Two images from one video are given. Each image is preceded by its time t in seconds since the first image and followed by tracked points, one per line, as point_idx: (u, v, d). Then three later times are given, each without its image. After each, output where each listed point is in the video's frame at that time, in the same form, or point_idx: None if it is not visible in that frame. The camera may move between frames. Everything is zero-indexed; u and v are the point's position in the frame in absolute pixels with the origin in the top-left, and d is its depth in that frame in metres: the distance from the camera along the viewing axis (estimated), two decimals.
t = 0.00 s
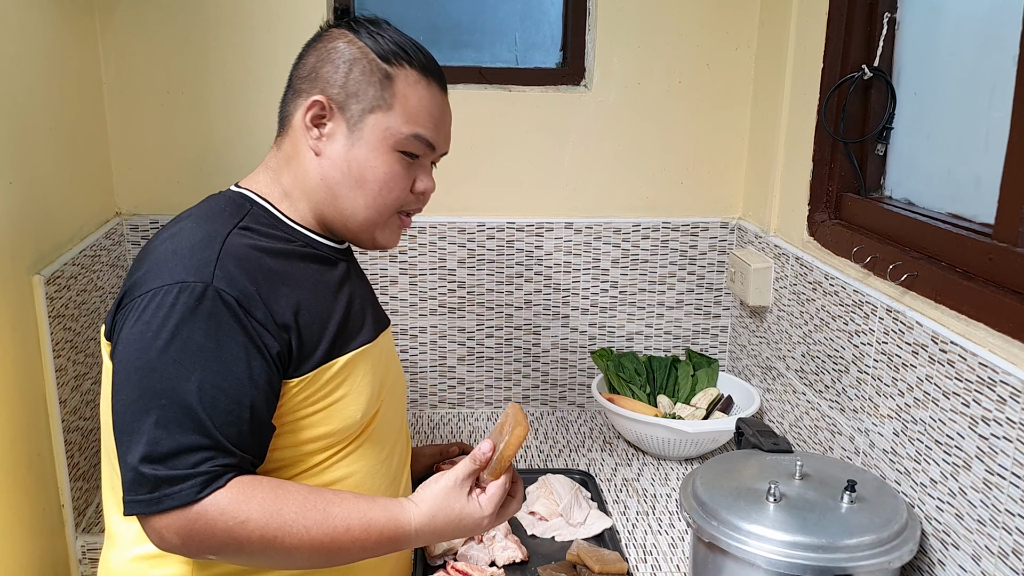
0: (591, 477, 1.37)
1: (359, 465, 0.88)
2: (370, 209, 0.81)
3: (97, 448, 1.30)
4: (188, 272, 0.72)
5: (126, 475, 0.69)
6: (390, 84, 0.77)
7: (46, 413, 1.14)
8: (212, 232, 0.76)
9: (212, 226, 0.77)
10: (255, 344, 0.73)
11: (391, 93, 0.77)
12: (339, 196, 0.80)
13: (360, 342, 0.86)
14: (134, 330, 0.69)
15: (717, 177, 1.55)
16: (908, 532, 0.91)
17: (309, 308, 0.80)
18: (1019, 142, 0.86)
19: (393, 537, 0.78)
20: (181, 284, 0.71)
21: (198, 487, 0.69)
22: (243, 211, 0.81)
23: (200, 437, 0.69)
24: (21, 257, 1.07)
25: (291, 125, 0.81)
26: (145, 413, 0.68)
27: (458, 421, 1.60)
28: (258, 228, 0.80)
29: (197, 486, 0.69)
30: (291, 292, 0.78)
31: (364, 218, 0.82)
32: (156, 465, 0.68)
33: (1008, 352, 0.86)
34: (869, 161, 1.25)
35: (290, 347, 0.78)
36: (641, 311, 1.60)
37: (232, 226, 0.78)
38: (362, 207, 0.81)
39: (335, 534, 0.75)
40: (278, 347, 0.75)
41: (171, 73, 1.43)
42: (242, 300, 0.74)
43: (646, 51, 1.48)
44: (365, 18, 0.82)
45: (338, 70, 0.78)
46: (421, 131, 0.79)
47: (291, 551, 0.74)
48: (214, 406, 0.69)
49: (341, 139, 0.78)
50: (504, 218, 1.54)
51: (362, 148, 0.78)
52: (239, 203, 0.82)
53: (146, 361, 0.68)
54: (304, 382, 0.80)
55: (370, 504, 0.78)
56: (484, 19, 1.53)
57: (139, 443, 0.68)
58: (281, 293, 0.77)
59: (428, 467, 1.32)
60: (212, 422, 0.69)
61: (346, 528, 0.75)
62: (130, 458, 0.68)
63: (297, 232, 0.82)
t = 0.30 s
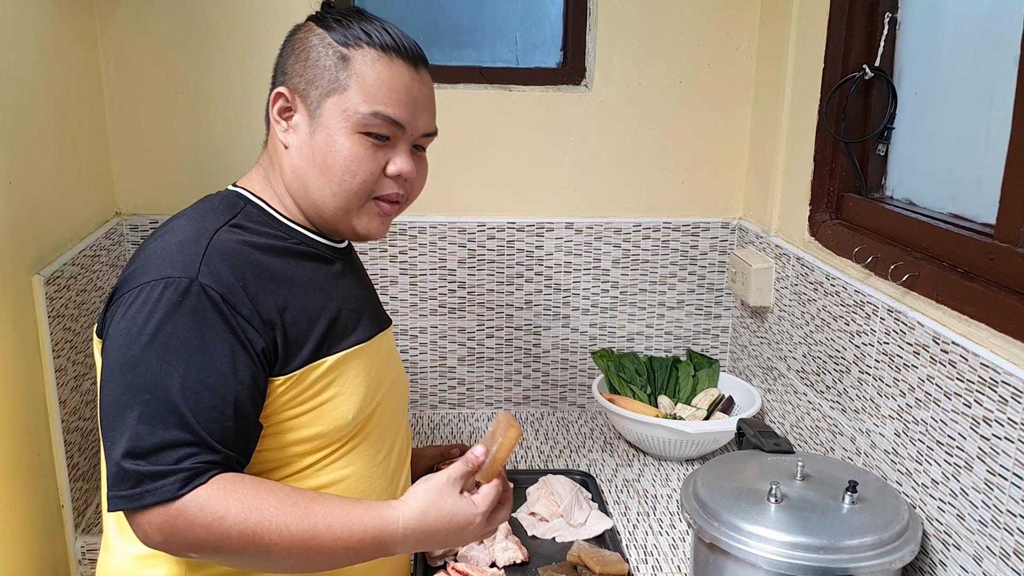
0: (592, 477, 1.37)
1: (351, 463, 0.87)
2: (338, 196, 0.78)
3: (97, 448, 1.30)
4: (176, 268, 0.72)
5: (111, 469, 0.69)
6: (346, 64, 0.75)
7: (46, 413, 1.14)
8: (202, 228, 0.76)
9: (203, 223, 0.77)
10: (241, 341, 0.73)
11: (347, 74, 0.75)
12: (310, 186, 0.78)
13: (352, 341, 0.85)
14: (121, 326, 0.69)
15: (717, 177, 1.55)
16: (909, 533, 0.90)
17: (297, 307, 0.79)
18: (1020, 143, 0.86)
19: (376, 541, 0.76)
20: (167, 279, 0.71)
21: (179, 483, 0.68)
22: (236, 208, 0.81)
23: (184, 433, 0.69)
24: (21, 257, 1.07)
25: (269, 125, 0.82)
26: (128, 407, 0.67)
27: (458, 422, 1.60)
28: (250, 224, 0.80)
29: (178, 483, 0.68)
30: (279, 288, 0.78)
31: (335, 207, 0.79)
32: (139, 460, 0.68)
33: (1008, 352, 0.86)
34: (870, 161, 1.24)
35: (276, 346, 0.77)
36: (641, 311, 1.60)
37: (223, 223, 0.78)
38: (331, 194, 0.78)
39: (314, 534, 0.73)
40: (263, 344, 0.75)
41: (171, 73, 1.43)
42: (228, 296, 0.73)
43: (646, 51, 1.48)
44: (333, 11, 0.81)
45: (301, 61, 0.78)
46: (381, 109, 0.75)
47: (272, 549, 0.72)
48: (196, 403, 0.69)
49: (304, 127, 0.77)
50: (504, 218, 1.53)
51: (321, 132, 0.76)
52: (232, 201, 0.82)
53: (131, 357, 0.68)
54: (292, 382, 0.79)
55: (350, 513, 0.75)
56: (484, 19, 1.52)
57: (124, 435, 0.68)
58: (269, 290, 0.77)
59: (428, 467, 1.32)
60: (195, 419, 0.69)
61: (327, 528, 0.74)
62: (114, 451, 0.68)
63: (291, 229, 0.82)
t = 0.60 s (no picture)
0: (592, 477, 1.37)
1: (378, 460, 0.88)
2: (312, 193, 0.77)
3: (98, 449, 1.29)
4: (215, 275, 0.71)
5: (255, 473, 0.69)
6: (277, 62, 0.73)
7: (46, 414, 1.14)
8: (215, 235, 0.75)
9: (205, 232, 0.76)
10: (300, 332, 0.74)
11: (280, 71, 0.73)
12: (281, 188, 0.78)
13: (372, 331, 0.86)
14: (184, 343, 0.68)
15: (717, 177, 1.55)
16: (909, 533, 0.91)
17: (332, 297, 0.81)
18: (1020, 143, 0.86)
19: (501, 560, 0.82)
20: (215, 287, 0.70)
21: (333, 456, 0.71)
22: (233, 212, 0.79)
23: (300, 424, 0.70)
24: (22, 257, 1.07)
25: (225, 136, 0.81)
26: (240, 413, 0.68)
27: (459, 421, 1.60)
28: (253, 226, 0.79)
29: (337, 462, 0.72)
30: (311, 283, 0.79)
31: (314, 203, 0.78)
32: (282, 449, 0.69)
33: (1009, 352, 0.86)
34: (870, 161, 1.24)
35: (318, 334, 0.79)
36: (641, 311, 1.60)
37: (228, 231, 0.77)
38: (304, 190, 0.77)
39: (460, 546, 0.78)
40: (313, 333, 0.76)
41: (171, 73, 1.43)
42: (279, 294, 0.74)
43: (646, 51, 1.48)
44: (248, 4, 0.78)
45: (236, 68, 0.76)
46: (325, 94, 0.73)
47: (414, 552, 0.76)
48: (308, 387, 0.72)
49: (259, 132, 0.76)
50: (505, 218, 1.53)
51: (276, 134, 0.75)
52: (227, 205, 0.80)
53: (217, 367, 0.68)
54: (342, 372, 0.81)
55: (493, 543, 0.81)
56: (484, 20, 1.53)
57: (254, 435, 0.68)
58: (301, 285, 0.78)
59: (429, 468, 1.32)
60: (311, 398, 0.72)
61: (472, 544, 0.79)
62: (243, 455, 0.69)
63: (292, 232, 0.81)
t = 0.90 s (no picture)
0: (592, 477, 1.37)
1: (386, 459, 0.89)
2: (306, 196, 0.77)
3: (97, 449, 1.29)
4: (216, 285, 0.70)
5: (290, 472, 0.70)
6: (282, 66, 0.71)
7: (46, 414, 1.14)
8: (207, 245, 0.74)
9: (196, 241, 0.75)
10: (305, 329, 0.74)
11: (284, 75, 0.71)
12: (271, 189, 0.77)
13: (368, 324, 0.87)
14: (201, 354, 0.68)
15: (717, 177, 1.55)
16: (909, 532, 0.91)
17: (327, 293, 0.81)
18: (1019, 144, 0.86)
19: (514, 560, 0.84)
20: (219, 298, 0.69)
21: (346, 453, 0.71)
22: (217, 219, 0.78)
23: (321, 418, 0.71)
24: (22, 257, 1.07)
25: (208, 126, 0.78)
26: (263, 417, 0.69)
27: (458, 421, 1.60)
28: (240, 233, 0.78)
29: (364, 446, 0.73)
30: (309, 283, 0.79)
31: (305, 206, 0.78)
32: (308, 443, 0.70)
33: (1008, 352, 0.86)
34: (870, 161, 1.24)
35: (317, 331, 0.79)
36: (641, 311, 1.60)
37: (218, 238, 0.76)
38: (298, 195, 0.77)
39: (482, 541, 0.80)
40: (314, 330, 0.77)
41: (171, 73, 1.43)
42: (277, 295, 0.73)
43: (646, 51, 1.48)
44: None
45: (232, 64, 0.73)
46: (330, 104, 0.72)
47: (440, 541, 0.77)
48: (325, 377, 0.72)
49: (253, 132, 0.74)
50: (505, 218, 1.53)
51: (274, 137, 0.73)
52: (210, 212, 0.79)
53: (235, 374, 0.68)
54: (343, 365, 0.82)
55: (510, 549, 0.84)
56: (484, 19, 1.53)
57: (281, 433, 0.69)
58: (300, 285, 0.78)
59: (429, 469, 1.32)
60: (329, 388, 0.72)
61: (492, 541, 0.81)
62: (281, 456, 0.69)
63: (277, 233, 0.81)
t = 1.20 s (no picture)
0: (591, 478, 1.37)
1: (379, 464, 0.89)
2: (333, 207, 0.78)
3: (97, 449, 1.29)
4: (186, 289, 0.71)
5: (228, 489, 0.70)
6: (330, 77, 0.73)
7: (45, 414, 1.14)
8: (191, 245, 0.75)
9: (186, 238, 0.76)
10: (276, 342, 0.74)
11: (331, 86, 0.73)
12: (298, 198, 0.78)
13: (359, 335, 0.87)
14: (158, 359, 0.68)
15: (717, 177, 1.54)
16: (909, 532, 0.90)
17: (311, 307, 0.81)
18: (1019, 143, 0.86)
19: (470, 561, 0.85)
20: (188, 302, 0.70)
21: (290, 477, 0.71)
22: (213, 220, 0.78)
23: (274, 439, 0.71)
24: (21, 257, 1.07)
25: (235, 127, 0.77)
26: (214, 427, 0.69)
27: (458, 422, 1.60)
28: (233, 235, 0.78)
29: (313, 476, 0.73)
30: (293, 293, 0.79)
31: (328, 215, 0.79)
32: (255, 463, 0.70)
33: (1008, 352, 0.86)
34: (870, 161, 1.24)
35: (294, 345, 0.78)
36: (641, 311, 1.60)
37: (207, 237, 0.76)
38: (323, 206, 0.78)
39: (433, 552, 0.81)
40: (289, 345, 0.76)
41: (170, 73, 1.42)
42: (250, 304, 0.73)
43: (646, 50, 1.47)
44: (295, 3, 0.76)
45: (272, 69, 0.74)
46: (371, 120, 0.75)
47: (391, 559, 0.78)
48: (281, 399, 0.72)
49: (290, 140, 0.75)
50: (504, 218, 1.53)
51: (311, 147, 0.75)
52: (209, 212, 0.79)
53: (192, 383, 0.68)
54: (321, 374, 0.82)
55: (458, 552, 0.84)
56: (484, 18, 1.52)
57: (224, 449, 0.69)
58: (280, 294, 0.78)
59: (428, 469, 1.32)
60: (288, 411, 0.72)
61: (444, 549, 0.82)
62: (215, 472, 0.69)
63: (274, 236, 0.80)
